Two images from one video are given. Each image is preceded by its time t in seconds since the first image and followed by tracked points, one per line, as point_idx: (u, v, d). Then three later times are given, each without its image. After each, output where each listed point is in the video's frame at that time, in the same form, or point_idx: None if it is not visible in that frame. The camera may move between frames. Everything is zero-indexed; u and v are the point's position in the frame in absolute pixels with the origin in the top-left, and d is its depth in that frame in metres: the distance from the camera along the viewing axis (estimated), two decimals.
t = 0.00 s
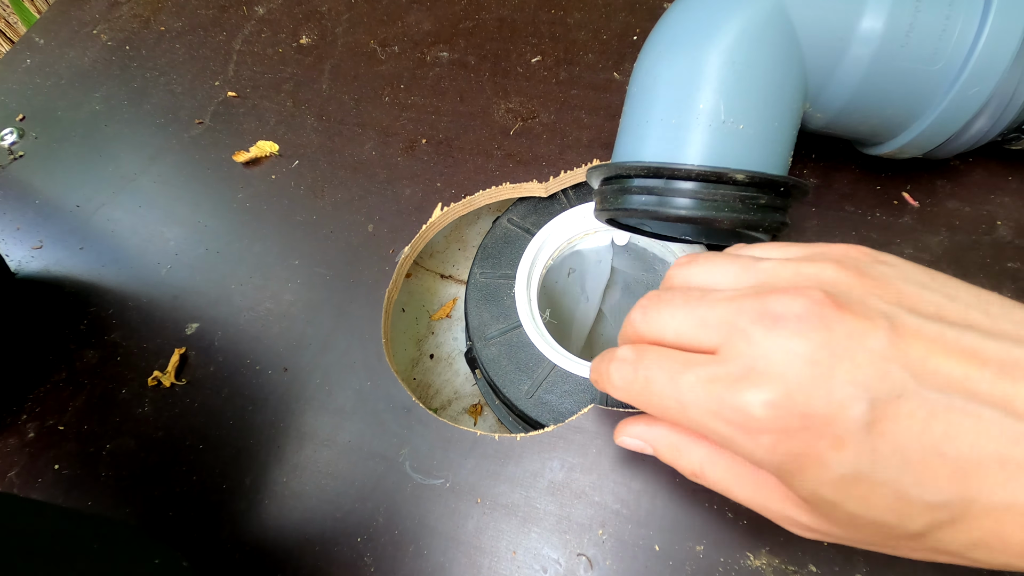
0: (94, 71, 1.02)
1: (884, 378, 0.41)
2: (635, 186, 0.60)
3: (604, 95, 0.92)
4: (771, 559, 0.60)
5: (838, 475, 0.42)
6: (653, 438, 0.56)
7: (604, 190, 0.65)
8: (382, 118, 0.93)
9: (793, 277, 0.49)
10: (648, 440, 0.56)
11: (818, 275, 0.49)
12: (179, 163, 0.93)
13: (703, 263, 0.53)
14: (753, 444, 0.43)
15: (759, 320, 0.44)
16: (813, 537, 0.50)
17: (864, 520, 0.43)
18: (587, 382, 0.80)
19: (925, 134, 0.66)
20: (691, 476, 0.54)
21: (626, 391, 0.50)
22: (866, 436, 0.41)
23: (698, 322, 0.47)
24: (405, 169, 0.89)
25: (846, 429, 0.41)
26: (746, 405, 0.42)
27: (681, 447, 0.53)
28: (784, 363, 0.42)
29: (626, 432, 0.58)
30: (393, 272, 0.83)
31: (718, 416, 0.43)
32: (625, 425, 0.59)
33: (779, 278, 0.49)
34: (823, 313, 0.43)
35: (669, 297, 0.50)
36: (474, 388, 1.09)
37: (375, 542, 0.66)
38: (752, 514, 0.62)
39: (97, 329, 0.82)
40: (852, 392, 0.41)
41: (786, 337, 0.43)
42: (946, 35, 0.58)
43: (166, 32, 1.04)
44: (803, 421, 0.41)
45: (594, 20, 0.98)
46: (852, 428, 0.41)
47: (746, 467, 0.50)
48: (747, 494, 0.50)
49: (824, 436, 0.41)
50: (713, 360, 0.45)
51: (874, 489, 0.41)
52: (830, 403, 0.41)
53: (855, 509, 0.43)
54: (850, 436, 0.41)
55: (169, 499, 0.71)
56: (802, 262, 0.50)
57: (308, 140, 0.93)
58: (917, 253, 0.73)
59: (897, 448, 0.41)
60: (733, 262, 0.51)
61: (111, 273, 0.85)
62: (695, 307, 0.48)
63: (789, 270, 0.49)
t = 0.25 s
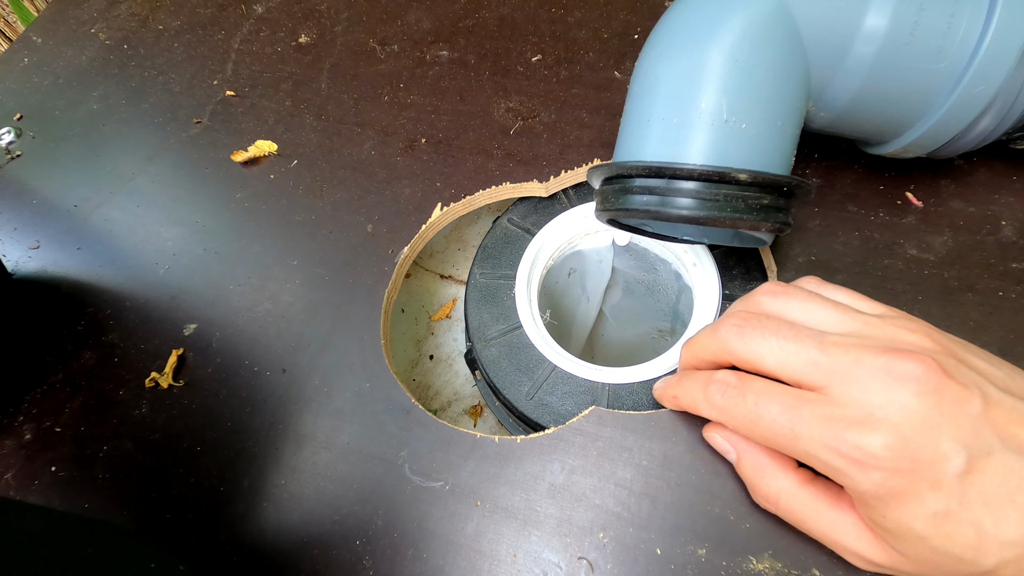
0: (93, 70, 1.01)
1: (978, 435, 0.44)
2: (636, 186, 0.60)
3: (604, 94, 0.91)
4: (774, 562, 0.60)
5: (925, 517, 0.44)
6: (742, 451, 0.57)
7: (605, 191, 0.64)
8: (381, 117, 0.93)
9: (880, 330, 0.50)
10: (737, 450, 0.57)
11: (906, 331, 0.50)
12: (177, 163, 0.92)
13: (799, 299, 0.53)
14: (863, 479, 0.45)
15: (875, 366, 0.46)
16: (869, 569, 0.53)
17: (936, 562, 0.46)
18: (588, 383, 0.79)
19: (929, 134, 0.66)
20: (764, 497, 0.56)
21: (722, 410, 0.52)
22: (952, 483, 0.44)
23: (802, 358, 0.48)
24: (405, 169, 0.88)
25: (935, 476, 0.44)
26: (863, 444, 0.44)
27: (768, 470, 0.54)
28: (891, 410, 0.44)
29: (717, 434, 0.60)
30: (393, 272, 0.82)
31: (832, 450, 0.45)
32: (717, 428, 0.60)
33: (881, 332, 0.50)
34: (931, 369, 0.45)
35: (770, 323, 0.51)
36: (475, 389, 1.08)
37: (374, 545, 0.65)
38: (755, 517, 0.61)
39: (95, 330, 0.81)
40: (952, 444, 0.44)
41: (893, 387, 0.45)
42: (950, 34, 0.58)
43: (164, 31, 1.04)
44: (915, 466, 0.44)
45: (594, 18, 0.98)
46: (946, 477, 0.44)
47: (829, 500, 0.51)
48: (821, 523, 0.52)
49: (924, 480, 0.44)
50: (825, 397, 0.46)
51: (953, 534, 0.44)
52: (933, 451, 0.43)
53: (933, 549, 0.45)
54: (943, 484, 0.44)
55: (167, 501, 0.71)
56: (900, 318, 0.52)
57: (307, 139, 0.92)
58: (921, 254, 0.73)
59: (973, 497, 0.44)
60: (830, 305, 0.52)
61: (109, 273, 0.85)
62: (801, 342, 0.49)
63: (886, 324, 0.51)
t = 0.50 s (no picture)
0: (93, 69, 1.01)
1: (987, 430, 0.44)
2: (639, 185, 0.59)
3: (607, 93, 0.91)
4: (778, 564, 0.60)
5: (935, 513, 0.44)
6: (748, 450, 0.56)
7: (607, 190, 0.64)
8: (382, 117, 0.92)
9: (887, 327, 0.50)
10: (743, 449, 0.57)
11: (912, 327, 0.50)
12: (177, 163, 0.92)
13: (804, 296, 0.53)
14: (872, 475, 0.45)
15: (884, 362, 0.45)
16: (876, 568, 0.52)
17: (946, 559, 0.45)
18: (590, 384, 0.79)
19: (934, 133, 0.65)
20: (769, 497, 0.56)
21: (728, 409, 0.52)
22: (960, 478, 0.43)
23: (808, 356, 0.48)
24: (406, 168, 0.88)
25: (944, 472, 0.43)
26: (872, 441, 0.44)
27: (774, 469, 0.54)
28: (900, 406, 0.44)
29: (724, 432, 0.59)
30: (394, 272, 0.82)
31: (841, 447, 0.45)
32: (722, 425, 0.59)
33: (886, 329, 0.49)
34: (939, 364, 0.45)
35: (775, 321, 0.50)
36: (476, 390, 1.08)
37: (376, 547, 0.65)
38: (759, 518, 0.61)
39: (95, 330, 0.81)
40: (962, 440, 0.43)
41: (901, 382, 0.44)
42: (956, 33, 0.58)
43: (165, 30, 1.04)
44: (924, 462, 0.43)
45: (596, 18, 0.98)
46: (955, 473, 0.43)
47: (835, 498, 0.51)
48: (827, 522, 0.51)
49: (933, 476, 0.43)
50: (833, 394, 0.46)
51: (963, 529, 0.44)
52: (942, 447, 0.43)
53: (944, 546, 0.45)
54: (952, 479, 0.43)
55: (167, 503, 0.70)
56: (905, 314, 0.52)
57: (307, 139, 0.92)
58: (925, 254, 0.73)
59: (983, 493, 0.43)
60: (836, 302, 0.52)
61: (109, 273, 0.84)
62: (807, 340, 0.48)
63: (893, 321, 0.50)
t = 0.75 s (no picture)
0: (89, 68, 1.00)
1: (994, 435, 0.43)
2: (638, 186, 0.59)
3: (606, 92, 0.90)
4: (779, 569, 0.59)
5: (939, 519, 0.43)
6: (749, 452, 0.56)
7: (606, 190, 0.63)
8: (380, 116, 0.92)
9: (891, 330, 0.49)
10: (743, 451, 0.57)
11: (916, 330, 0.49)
12: (173, 162, 0.91)
13: (806, 298, 0.52)
14: (876, 480, 0.44)
15: (888, 365, 0.44)
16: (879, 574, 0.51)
17: (952, 566, 0.44)
18: (589, 386, 0.78)
19: (937, 132, 0.64)
20: (770, 501, 0.55)
21: (730, 412, 0.51)
22: (965, 483, 0.42)
23: (810, 359, 0.47)
24: (404, 168, 0.87)
25: (948, 476, 0.42)
26: (875, 445, 0.43)
27: (775, 473, 0.54)
28: (904, 409, 0.43)
29: (725, 436, 0.59)
30: (391, 273, 0.81)
31: (844, 451, 0.44)
32: (724, 429, 0.59)
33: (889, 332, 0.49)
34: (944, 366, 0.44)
35: (776, 324, 0.50)
36: (474, 391, 1.07)
37: (372, 551, 0.64)
38: (759, 523, 0.60)
39: (90, 331, 0.80)
40: (968, 445, 0.42)
41: (906, 385, 0.43)
42: (960, 30, 0.57)
43: (161, 29, 1.03)
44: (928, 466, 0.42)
45: (596, 16, 0.97)
46: (960, 478, 0.42)
47: (837, 502, 0.50)
48: (830, 527, 0.51)
49: (938, 481, 0.42)
50: (835, 398, 0.45)
51: (969, 536, 0.43)
52: (947, 451, 0.42)
53: (948, 552, 0.44)
54: (958, 484, 0.42)
55: (162, 506, 0.70)
56: (909, 317, 0.51)
57: (304, 138, 0.91)
58: (927, 255, 0.72)
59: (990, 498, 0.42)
60: (839, 304, 0.51)
61: (104, 274, 0.84)
62: (809, 342, 0.48)
63: (896, 323, 0.49)
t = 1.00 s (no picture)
0: (89, 68, 1.00)
1: (993, 434, 0.43)
2: (638, 185, 0.59)
3: (606, 92, 0.90)
4: (777, 568, 0.59)
5: (938, 518, 0.43)
6: (748, 451, 0.56)
7: (606, 190, 0.63)
8: (380, 116, 0.92)
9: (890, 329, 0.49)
10: (743, 451, 0.57)
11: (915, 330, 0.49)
12: (174, 162, 0.91)
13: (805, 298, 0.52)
14: (875, 479, 0.44)
15: (886, 364, 0.44)
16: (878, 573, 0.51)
17: (952, 566, 0.44)
18: (589, 385, 0.78)
19: (936, 132, 0.64)
20: (769, 500, 0.56)
21: (729, 411, 0.52)
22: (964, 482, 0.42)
23: (808, 358, 0.47)
24: (404, 168, 0.88)
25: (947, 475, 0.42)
26: (874, 443, 0.43)
27: (774, 472, 0.54)
28: (903, 408, 0.43)
29: (724, 435, 0.59)
30: (391, 273, 0.81)
31: (843, 450, 0.44)
32: (723, 428, 0.59)
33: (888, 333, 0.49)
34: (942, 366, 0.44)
35: (776, 323, 0.50)
36: (474, 390, 1.07)
37: (372, 550, 0.64)
38: (758, 521, 0.60)
39: (90, 331, 0.80)
40: (966, 444, 0.42)
41: (904, 385, 0.44)
42: (959, 29, 0.57)
43: (162, 29, 1.03)
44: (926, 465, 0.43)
45: (596, 16, 0.97)
46: (958, 477, 0.42)
47: (835, 501, 0.51)
48: (828, 526, 0.51)
49: (937, 480, 0.42)
50: (834, 397, 0.45)
51: (967, 535, 0.43)
52: (946, 450, 0.42)
53: (948, 552, 0.44)
54: (956, 483, 0.42)
55: (163, 505, 0.70)
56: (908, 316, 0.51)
57: (304, 138, 0.91)
58: (927, 254, 0.72)
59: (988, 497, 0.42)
60: (838, 303, 0.51)
61: (105, 273, 0.84)
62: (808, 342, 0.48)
63: (895, 322, 0.50)
